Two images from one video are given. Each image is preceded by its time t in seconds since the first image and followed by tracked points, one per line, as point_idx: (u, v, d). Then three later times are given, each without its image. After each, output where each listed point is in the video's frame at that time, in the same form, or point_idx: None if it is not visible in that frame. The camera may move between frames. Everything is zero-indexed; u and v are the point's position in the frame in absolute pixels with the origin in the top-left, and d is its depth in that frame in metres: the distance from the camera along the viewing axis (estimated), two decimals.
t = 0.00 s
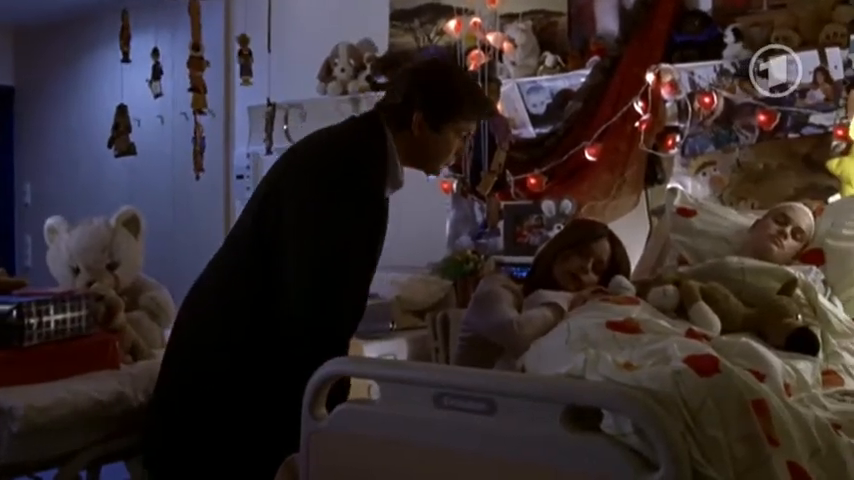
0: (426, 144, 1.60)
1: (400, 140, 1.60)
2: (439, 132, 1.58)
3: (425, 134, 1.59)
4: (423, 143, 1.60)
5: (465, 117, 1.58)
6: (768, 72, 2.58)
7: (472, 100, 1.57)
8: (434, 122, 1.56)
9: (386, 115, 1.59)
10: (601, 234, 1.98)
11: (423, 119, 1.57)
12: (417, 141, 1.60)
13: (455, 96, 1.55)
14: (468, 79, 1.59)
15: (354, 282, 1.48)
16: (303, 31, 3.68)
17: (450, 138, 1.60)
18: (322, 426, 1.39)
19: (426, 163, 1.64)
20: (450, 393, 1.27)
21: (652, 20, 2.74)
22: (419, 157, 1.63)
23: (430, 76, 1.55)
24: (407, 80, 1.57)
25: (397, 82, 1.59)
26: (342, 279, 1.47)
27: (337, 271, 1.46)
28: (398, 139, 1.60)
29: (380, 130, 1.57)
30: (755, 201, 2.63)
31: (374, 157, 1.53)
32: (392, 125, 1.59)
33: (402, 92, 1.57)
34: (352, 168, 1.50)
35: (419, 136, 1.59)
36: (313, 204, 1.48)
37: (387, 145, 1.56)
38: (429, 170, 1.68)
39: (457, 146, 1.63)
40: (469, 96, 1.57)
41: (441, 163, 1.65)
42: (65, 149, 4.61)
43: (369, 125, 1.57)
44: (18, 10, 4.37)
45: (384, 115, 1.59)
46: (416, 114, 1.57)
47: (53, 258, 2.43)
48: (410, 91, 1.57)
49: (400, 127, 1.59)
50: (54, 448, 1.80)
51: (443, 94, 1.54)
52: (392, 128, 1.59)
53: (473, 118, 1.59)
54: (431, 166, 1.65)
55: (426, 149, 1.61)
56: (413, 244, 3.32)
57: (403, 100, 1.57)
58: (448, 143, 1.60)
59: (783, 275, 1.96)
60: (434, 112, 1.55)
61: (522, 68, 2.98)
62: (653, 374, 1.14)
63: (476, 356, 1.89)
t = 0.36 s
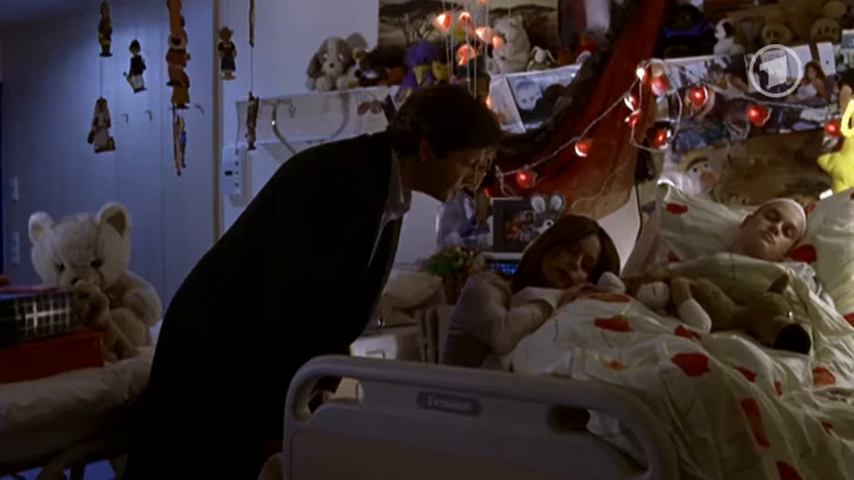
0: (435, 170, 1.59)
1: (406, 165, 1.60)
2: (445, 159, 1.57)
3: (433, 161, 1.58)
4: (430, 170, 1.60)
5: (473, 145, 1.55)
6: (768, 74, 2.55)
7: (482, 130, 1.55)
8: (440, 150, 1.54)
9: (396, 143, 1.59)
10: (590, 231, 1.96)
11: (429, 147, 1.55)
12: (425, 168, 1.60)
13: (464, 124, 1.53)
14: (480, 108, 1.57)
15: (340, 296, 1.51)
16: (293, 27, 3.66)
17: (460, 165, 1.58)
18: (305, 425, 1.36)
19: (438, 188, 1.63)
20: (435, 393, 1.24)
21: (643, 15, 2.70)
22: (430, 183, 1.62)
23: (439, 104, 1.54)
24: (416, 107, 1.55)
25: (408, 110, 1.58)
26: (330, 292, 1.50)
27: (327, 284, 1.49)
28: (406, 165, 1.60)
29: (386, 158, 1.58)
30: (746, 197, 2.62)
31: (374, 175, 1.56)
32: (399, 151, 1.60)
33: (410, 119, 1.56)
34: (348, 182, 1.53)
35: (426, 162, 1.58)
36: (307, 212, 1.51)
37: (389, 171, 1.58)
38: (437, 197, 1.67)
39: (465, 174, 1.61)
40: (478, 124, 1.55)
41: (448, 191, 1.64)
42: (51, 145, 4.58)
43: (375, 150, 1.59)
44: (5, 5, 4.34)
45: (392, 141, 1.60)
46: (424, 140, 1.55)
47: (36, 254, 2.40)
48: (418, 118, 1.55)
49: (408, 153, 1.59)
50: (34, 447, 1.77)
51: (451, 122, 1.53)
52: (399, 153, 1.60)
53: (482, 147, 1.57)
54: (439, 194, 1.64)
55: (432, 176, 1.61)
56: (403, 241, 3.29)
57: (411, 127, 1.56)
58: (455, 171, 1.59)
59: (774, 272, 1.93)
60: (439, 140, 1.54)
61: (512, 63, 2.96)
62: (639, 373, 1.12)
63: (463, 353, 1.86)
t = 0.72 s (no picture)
0: (437, 184, 1.63)
1: (410, 180, 1.63)
2: (448, 173, 1.60)
3: (436, 175, 1.61)
4: (434, 184, 1.63)
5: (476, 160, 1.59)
6: (768, 71, 2.51)
7: (484, 143, 1.59)
8: (445, 163, 1.58)
9: (399, 157, 1.63)
10: (584, 226, 1.93)
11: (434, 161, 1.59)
12: (429, 182, 1.63)
13: (468, 136, 1.56)
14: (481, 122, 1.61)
15: (338, 309, 1.54)
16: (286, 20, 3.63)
17: (463, 181, 1.62)
18: (293, 424, 1.34)
19: (441, 202, 1.66)
20: (424, 391, 1.22)
21: (639, 7, 2.68)
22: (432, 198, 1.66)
23: (443, 118, 1.58)
24: (420, 121, 1.59)
25: (412, 125, 1.62)
26: (328, 307, 1.52)
27: (325, 297, 1.52)
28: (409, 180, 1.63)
29: (389, 171, 1.60)
30: (743, 192, 2.59)
31: (376, 190, 1.58)
32: (403, 165, 1.63)
33: (413, 134, 1.61)
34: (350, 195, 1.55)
35: (430, 176, 1.62)
36: (309, 222, 1.54)
37: (392, 185, 1.60)
38: (440, 213, 1.70)
39: (469, 188, 1.65)
40: (480, 136, 1.58)
41: (452, 206, 1.67)
42: (44, 141, 4.55)
43: (378, 164, 1.61)
44: None
45: (395, 155, 1.62)
46: (429, 154, 1.59)
47: (26, 249, 2.36)
48: (423, 132, 1.59)
49: (412, 167, 1.62)
50: (22, 445, 1.75)
51: (455, 134, 1.56)
52: (402, 167, 1.63)
53: (485, 160, 1.61)
54: (441, 209, 1.67)
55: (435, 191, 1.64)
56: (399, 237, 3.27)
57: (415, 141, 1.60)
58: (459, 185, 1.62)
59: (771, 268, 1.91)
60: (443, 154, 1.57)
61: (508, 57, 2.93)
62: (632, 371, 1.10)
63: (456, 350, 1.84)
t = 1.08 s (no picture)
0: (438, 193, 1.62)
1: (413, 191, 1.63)
2: (448, 182, 1.60)
3: (437, 184, 1.61)
4: (435, 193, 1.62)
5: (476, 169, 1.59)
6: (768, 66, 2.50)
7: (484, 149, 1.58)
8: (443, 170, 1.57)
9: (399, 166, 1.62)
10: (580, 222, 1.90)
11: (434, 169, 1.59)
12: (429, 192, 1.62)
13: (466, 142, 1.56)
14: (479, 130, 1.61)
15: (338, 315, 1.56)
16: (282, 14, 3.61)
17: (464, 189, 1.61)
18: (282, 423, 1.32)
19: (442, 211, 1.66)
20: (413, 391, 1.19)
21: (637, 2, 2.66)
22: (434, 207, 1.65)
23: (441, 125, 1.58)
24: (419, 129, 1.59)
25: (410, 133, 1.63)
26: (327, 316, 1.54)
27: (323, 308, 1.53)
28: (410, 190, 1.62)
29: (392, 181, 1.59)
30: (742, 187, 2.57)
31: (378, 197, 1.56)
32: (404, 175, 1.62)
33: (411, 143, 1.61)
34: (352, 203, 1.54)
35: (430, 186, 1.61)
36: (311, 229, 1.53)
37: (397, 196, 1.59)
38: (443, 220, 1.69)
39: (470, 196, 1.64)
40: (480, 143, 1.58)
41: (454, 214, 1.66)
42: (34, 137, 4.51)
43: (378, 172, 1.60)
44: None
45: (397, 165, 1.62)
46: (428, 162, 1.59)
47: (17, 245, 2.34)
48: (422, 142, 1.59)
49: (413, 177, 1.62)
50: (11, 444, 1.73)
51: (454, 141, 1.56)
52: (404, 177, 1.62)
53: (484, 167, 1.60)
54: (445, 218, 1.67)
55: (436, 199, 1.63)
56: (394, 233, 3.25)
57: (414, 150, 1.60)
58: (459, 193, 1.62)
59: (769, 264, 1.89)
60: (443, 162, 1.57)
61: (505, 51, 2.91)
62: (624, 371, 1.07)
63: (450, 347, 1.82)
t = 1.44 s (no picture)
0: (438, 194, 1.58)
1: (412, 192, 1.59)
2: (448, 183, 1.56)
3: (437, 185, 1.57)
4: (435, 194, 1.58)
5: (477, 167, 1.55)
6: (766, 60, 2.46)
7: (483, 149, 1.54)
8: (442, 170, 1.54)
9: (398, 168, 1.58)
10: (575, 218, 1.88)
11: (434, 169, 1.55)
12: (428, 193, 1.58)
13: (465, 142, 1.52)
14: (479, 130, 1.57)
15: (337, 321, 1.48)
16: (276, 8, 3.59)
17: (464, 190, 1.57)
18: (267, 424, 1.29)
19: (443, 212, 1.61)
20: (401, 391, 1.16)
21: None
22: (435, 208, 1.61)
23: (439, 125, 1.54)
24: (417, 130, 1.55)
25: (409, 132, 1.58)
26: (324, 322, 1.46)
27: (321, 313, 1.45)
28: (410, 192, 1.59)
29: (392, 183, 1.55)
30: (739, 183, 2.55)
31: (378, 199, 1.52)
32: (404, 177, 1.58)
33: (410, 143, 1.57)
34: (353, 204, 1.49)
35: (430, 187, 1.57)
36: (310, 230, 1.47)
37: (396, 198, 1.54)
38: (444, 222, 1.65)
39: (470, 197, 1.60)
40: (478, 143, 1.54)
41: (455, 216, 1.62)
42: (24, 133, 4.48)
43: (380, 175, 1.55)
44: None
45: (397, 167, 1.57)
46: (426, 162, 1.55)
47: (6, 242, 2.31)
48: (421, 142, 1.55)
49: (412, 179, 1.57)
50: None
51: (453, 141, 1.52)
52: (405, 179, 1.58)
53: (484, 166, 1.56)
54: (446, 220, 1.63)
55: (437, 201, 1.59)
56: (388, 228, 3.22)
57: (413, 150, 1.56)
58: (460, 194, 1.58)
59: (766, 260, 1.86)
60: (443, 162, 1.53)
61: (500, 46, 2.86)
62: (616, 371, 1.04)
63: (442, 345, 1.80)
